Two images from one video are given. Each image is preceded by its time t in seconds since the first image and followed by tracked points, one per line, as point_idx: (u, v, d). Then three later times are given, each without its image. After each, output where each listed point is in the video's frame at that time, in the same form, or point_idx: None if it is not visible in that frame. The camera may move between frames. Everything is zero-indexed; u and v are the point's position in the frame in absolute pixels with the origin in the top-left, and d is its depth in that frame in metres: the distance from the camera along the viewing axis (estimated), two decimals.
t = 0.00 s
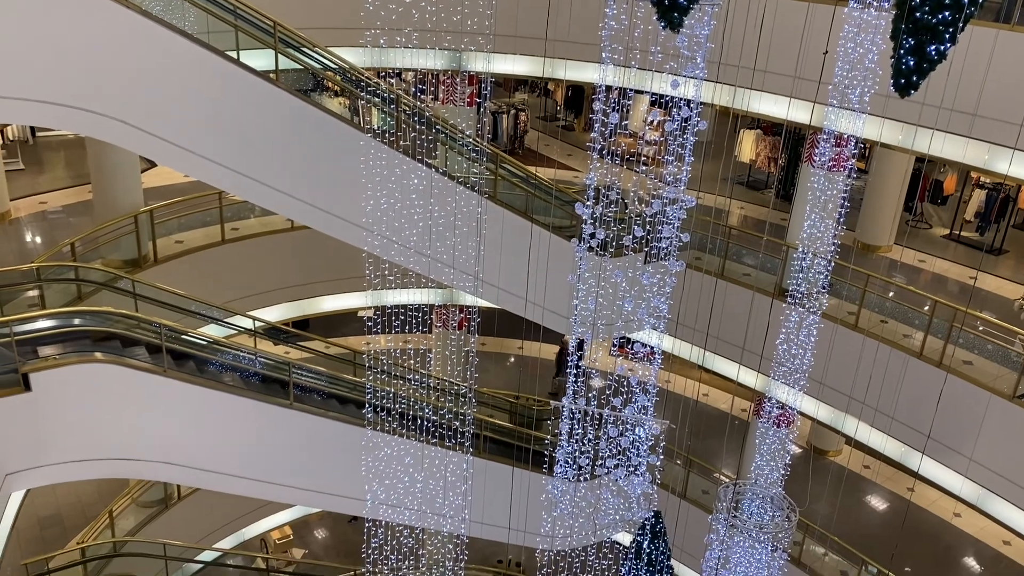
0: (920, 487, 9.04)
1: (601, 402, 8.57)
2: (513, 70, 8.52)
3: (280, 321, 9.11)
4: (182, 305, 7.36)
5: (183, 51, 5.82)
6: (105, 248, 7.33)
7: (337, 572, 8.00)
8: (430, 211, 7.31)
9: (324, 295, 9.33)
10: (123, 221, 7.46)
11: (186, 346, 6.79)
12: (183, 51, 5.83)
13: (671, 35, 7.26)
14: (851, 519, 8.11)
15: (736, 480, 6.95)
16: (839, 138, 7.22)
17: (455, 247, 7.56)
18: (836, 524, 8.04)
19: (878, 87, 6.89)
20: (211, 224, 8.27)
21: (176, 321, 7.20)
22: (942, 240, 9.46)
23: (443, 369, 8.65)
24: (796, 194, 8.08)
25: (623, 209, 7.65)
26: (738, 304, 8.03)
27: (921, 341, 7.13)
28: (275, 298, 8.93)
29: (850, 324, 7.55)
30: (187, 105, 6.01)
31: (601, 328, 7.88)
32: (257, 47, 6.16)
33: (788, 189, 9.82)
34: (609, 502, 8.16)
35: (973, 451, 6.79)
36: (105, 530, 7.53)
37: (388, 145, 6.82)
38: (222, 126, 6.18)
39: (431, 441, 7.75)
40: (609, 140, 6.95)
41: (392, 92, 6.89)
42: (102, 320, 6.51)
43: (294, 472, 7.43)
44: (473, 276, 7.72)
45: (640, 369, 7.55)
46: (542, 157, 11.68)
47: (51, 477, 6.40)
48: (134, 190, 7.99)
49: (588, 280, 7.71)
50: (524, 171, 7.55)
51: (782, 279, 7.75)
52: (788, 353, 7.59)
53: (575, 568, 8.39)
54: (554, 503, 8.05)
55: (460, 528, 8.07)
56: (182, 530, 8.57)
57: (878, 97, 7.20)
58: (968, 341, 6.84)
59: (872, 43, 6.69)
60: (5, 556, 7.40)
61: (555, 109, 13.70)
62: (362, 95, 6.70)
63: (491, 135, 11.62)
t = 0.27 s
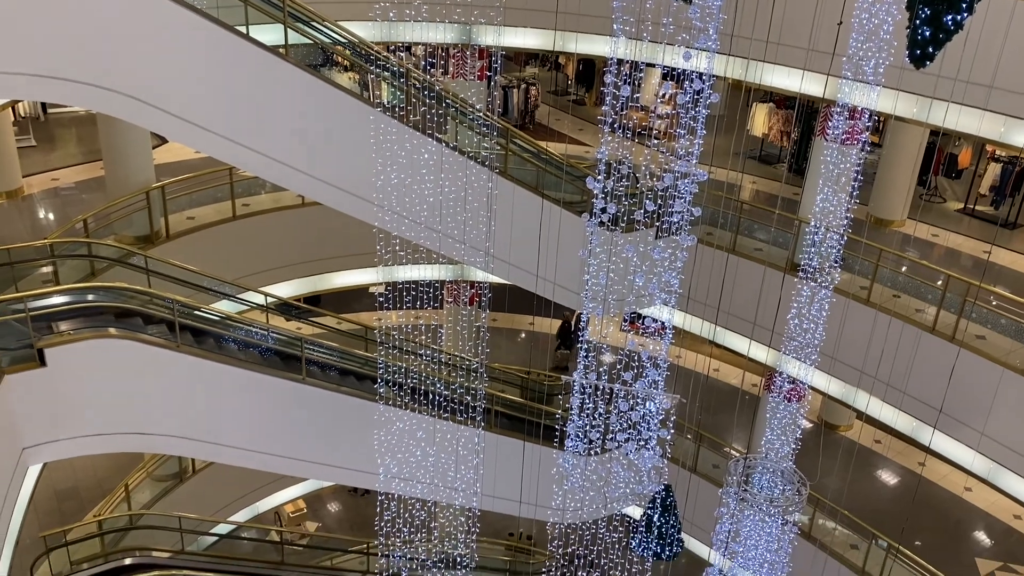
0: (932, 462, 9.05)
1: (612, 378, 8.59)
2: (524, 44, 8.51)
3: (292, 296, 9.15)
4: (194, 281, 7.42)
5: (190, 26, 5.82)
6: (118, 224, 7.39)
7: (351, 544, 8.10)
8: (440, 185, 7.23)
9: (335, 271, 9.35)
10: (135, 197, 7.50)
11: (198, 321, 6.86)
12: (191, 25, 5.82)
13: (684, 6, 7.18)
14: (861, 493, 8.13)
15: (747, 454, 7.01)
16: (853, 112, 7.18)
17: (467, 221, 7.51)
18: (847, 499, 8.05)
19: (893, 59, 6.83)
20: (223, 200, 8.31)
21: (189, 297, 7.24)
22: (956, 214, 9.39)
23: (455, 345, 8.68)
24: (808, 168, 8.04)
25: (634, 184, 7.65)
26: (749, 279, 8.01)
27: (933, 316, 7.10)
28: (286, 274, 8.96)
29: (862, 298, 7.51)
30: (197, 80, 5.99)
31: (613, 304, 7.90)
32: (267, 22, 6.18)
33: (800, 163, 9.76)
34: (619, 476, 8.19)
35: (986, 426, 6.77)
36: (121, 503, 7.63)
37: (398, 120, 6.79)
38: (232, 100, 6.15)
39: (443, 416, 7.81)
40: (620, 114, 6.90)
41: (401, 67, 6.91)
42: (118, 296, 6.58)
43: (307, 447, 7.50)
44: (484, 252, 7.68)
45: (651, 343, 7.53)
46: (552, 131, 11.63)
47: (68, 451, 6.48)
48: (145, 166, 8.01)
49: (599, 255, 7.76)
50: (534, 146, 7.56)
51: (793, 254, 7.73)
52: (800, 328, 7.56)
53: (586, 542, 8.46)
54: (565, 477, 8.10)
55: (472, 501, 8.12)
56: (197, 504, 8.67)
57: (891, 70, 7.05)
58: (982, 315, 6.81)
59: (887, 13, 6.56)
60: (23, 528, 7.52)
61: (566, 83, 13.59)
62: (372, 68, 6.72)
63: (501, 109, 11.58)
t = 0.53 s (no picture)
0: (942, 437, 9.03)
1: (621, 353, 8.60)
2: (534, 17, 8.30)
3: (302, 272, 9.18)
4: (205, 256, 7.46)
5: None
6: (128, 199, 7.43)
7: (363, 517, 8.19)
8: (449, 159, 7.16)
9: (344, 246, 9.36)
10: (145, 172, 7.53)
11: (210, 297, 6.90)
12: None
13: None
14: (871, 468, 8.13)
15: (756, 428, 6.95)
16: (866, 84, 7.13)
17: (475, 195, 7.42)
18: (857, 474, 8.06)
19: (907, 32, 6.76)
20: (233, 175, 8.32)
21: (199, 272, 7.26)
22: (970, 188, 9.31)
23: (463, 321, 8.67)
24: (821, 143, 8.00)
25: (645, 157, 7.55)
26: (760, 254, 7.97)
27: (946, 291, 7.04)
28: (295, 249, 8.97)
29: (874, 273, 7.46)
30: (206, 53, 5.97)
31: (622, 278, 7.86)
32: None
33: (812, 137, 9.69)
34: (628, 450, 8.19)
35: (996, 400, 6.76)
36: (134, 477, 7.71)
37: (406, 95, 6.74)
38: (241, 74, 6.12)
39: (452, 391, 7.81)
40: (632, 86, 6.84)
41: (410, 39, 6.81)
42: (129, 271, 6.61)
43: (317, 421, 7.54)
44: (494, 227, 7.62)
45: (661, 319, 7.48)
46: (562, 105, 11.56)
47: (82, 425, 6.54)
48: (154, 142, 8.01)
49: (608, 229, 7.65)
50: (544, 120, 7.49)
51: (805, 228, 7.70)
52: (811, 303, 7.53)
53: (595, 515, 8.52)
54: (574, 451, 8.13)
55: (482, 475, 8.18)
56: (209, 477, 8.76)
57: (907, 41, 6.89)
58: (995, 290, 6.75)
59: None
60: (39, 501, 7.62)
61: (576, 57, 13.48)
62: (381, 42, 6.63)
63: (511, 83, 11.51)
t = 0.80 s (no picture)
0: (951, 415, 9.02)
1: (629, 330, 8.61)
2: None
3: (312, 250, 9.24)
4: (215, 234, 7.48)
5: None
6: (136, 177, 7.42)
7: (373, 493, 8.26)
8: (458, 136, 7.08)
9: (353, 224, 9.37)
10: (154, 150, 7.53)
11: (220, 275, 6.93)
12: None
13: None
14: (879, 446, 8.15)
15: (765, 406, 6.91)
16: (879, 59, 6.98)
17: (484, 172, 7.39)
18: (865, 452, 8.07)
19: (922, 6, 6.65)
20: (241, 152, 8.31)
21: (209, 250, 7.28)
22: (982, 165, 9.24)
23: (472, 298, 8.66)
24: (833, 118, 7.87)
25: (655, 134, 7.45)
26: (771, 231, 7.94)
27: (957, 269, 6.99)
28: (305, 227, 8.98)
29: (885, 251, 7.42)
30: (213, 29, 5.98)
31: (632, 256, 7.82)
32: None
33: (824, 113, 9.62)
34: (637, 427, 8.23)
35: (1008, 378, 6.74)
36: (146, 453, 7.76)
37: (415, 71, 6.70)
38: (249, 51, 6.12)
39: (461, 368, 7.82)
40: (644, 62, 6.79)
41: (418, 15, 6.74)
42: (138, 249, 6.60)
43: (327, 398, 7.57)
44: (502, 205, 7.60)
45: (671, 296, 7.41)
46: (572, 81, 11.49)
47: (94, 402, 6.58)
48: (163, 119, 8.00)
49: (618, 206, 7.58)
50: (553, 96, 7.43)
51: (815, 206, 7.66)
52: (821, 281, 7.49)
53: (602, 492, 8.56)
54: (582, 428, 8.12)
55: (491, 452, 8.19)
56: (220, 453, 8.82)
57: (921, 15, 6.80)
58: (1007, 268, 6.71)
59: None
60: (53, 477, 7.69)
61: (585, 32, 13.38)
62: (389, 18, 6.58)
63: (520, 59, 11.43)
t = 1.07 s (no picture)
0: (958, 394, 9.01)
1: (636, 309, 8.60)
2: None
3: (319, 228, 9.24)
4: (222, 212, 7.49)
5: None
6: (143, 155, 7.41)
7: (381, 469, 8.26)
8: (464, 114, 7.03)
9: (360, 202, 9.37)
10: (160, 128, 7.52)
11: (227, 253, 6.90)
12: None
13: None
14: (885, 425, 8.18)
15: (772, 384, 6.92)
16: (889, 35, 6.72)
17: (491, 150, 7.30)
18: (871, 431, 8.11)
19: None
20: (247, 130, 8.31)
21: (216, 228, 7.28)
22: (993, 143, 9.18)
23: (479, 277, 8.69)
24: (843, 96, 7.77)
25: (663, 112, 7.35)
26: (778, 209, 7.93)
27: (966, 248, 6.95)
28: (312, 206, 8.98)
29: (893, 230, 7.39)
30: (217, 6, 5.95)
31: (639, 234, 7.80)
32: None
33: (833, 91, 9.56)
34: (643, 405, 8.27)
35: (1016, 357, 6.72)
36: (154, 430, 7.79)
37: (421, 48, 6.64)
38: (254, 28, 6.10)
39: (467, 346, 7.83)
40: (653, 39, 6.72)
41: None
42: (146, 228, 6.61)
43: (334, 376, 7.59)
44: (509, 183, 7.56)
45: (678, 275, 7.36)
46: (579, 59, 11.42)
47: (104, 380, 6.62)
48: (168, 98, 7.98)
49: (626, 184, 7.68)
50: (560, 74, 7.41)
51: (824, 184, 7.62)
52: (829, 260, 7.46)
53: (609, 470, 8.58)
54: (589, 407, 8.19)
55: (498, 430, 8.24)
56: (228, 431, 8.87)
57: None
58: (1016, 247, 6.67)
59: None
60: (62, 454, 7.76)
61: (593, 9, 13.28)
62: None
63: (527, 37, 11.36)
